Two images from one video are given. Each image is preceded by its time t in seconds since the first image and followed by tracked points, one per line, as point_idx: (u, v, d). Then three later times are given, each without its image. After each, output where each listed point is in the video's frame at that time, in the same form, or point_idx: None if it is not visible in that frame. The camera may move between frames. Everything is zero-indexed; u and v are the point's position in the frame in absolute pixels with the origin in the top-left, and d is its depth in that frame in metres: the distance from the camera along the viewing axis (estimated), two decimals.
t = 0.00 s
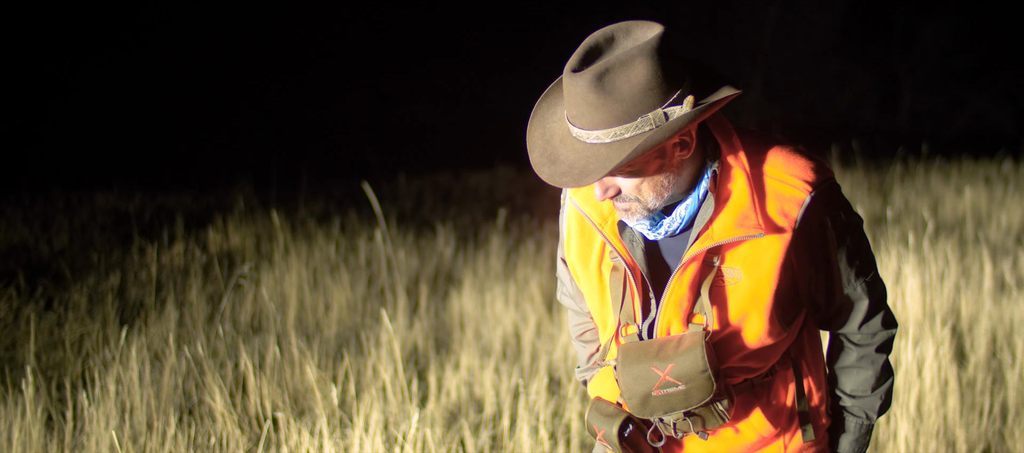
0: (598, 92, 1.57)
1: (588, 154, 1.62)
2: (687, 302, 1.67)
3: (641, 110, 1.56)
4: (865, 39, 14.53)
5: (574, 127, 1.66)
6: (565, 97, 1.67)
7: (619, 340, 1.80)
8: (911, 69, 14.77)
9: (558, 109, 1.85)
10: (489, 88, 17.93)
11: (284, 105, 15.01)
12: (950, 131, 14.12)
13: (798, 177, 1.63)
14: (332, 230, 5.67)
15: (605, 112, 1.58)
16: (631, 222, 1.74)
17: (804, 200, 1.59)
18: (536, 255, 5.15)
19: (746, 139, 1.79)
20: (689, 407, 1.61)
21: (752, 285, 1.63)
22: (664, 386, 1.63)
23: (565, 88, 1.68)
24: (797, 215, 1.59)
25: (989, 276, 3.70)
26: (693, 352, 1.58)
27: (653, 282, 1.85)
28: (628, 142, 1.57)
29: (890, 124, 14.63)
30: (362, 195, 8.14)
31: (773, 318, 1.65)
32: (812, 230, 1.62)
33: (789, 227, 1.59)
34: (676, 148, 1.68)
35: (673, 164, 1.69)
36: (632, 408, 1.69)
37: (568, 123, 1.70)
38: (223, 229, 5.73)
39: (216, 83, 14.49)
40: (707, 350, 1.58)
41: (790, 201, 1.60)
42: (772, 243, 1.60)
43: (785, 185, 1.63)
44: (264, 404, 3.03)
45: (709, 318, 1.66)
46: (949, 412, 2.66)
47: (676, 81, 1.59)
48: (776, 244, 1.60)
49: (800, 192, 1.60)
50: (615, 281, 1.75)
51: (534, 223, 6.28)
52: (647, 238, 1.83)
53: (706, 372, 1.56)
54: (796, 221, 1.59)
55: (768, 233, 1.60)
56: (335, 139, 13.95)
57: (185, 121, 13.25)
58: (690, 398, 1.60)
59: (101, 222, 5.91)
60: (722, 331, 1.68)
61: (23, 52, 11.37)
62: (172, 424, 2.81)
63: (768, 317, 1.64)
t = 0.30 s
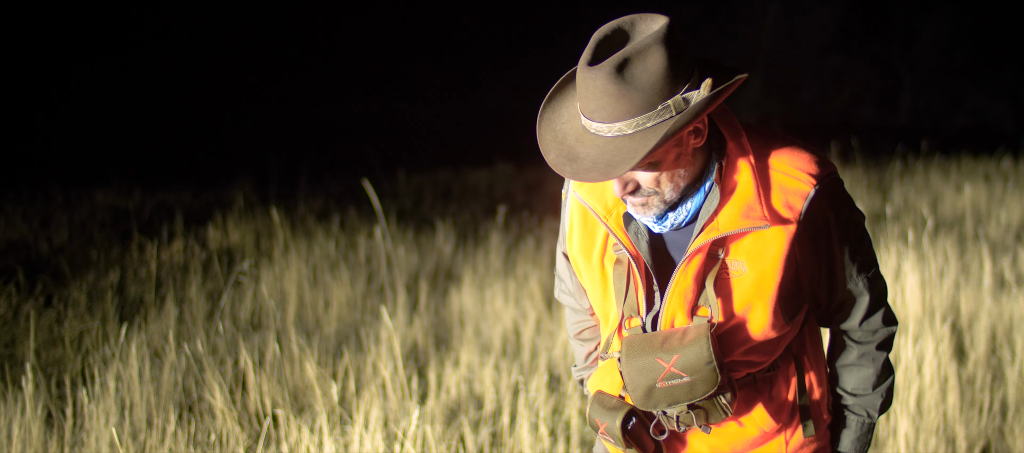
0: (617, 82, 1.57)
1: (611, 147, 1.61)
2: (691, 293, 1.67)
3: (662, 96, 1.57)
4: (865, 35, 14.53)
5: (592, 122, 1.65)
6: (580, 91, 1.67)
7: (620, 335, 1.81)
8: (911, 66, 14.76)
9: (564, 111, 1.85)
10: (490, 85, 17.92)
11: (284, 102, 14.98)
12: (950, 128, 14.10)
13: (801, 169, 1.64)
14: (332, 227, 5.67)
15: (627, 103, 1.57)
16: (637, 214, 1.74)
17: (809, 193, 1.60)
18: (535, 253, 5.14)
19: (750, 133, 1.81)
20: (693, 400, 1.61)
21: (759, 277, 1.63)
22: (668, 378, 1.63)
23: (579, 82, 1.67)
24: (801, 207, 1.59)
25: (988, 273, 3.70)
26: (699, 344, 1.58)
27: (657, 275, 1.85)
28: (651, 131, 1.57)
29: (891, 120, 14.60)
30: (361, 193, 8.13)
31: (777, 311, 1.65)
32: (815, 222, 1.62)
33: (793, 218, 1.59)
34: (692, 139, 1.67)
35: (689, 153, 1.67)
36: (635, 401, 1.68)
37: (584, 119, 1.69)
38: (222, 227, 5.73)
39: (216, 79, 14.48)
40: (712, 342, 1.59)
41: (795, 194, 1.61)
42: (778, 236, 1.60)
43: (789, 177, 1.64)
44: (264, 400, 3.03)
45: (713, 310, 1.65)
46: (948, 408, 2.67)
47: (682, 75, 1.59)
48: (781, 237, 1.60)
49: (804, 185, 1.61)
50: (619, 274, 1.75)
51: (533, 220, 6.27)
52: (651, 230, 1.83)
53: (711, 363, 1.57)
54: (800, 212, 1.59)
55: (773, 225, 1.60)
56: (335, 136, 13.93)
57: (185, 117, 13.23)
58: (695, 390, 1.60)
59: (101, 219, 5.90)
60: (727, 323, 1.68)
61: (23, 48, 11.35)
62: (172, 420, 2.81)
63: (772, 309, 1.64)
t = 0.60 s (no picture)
0: (624, 85, 1.56)
1: (623, 151, 1.60)
2: (695, 291, 1.67)
3: (668, 94, 1.57)
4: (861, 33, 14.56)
5: (600, 127, 1.63)
6: (582, 98, 1.65)
7: (624, 335, 1.81)
8: (907, 63, 14.79)
9: (561, 122, 1.83)
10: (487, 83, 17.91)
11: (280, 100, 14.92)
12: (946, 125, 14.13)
13: (802, 166, 1.65)
14: (329, 226, 5.65)
15: (635, 104, 1.56)
16: (639, 213, 1.74)
17: (811, 189, 1.61)
18: (531, 250, 5.14)
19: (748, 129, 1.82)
20: (700, 398, 1.62)
21: (763, 276, 1.64)
22: (675, 378, 1.63)
23: (580, 88, 1.66)
24: (804, 203, 1.61)
25: (985, 269, 3.71)
26: (705, 342, 1.59)
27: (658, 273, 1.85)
28: (662, 131, 1.57)
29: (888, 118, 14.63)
30: (358, 190, 8.10)
31: (781, 308, 1.66)
32: (817, 219, 1.63)
33: (796, 215, 1.61)
34: (697, 137, 1.68)
35: (693, 151, 1.68)
36: (641, 401, 1.68)
37: (589, 125, 1.67)
38: (219, 225, 5.71)
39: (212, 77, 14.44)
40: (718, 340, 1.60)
41: (797, 191, 1.62)
42: (782, 233, 1.62)
43: (790, 174, 1.65)
44: (262, 399, 3.03)
45: (717, 308, 1.66)
46: (946, 404, 2.68)
47: (679, 75, 1.59)
48: (785, 233, 1.61)
49: (806, 182, 1.62)
50: (621, 274, 1.75)
51: (531, 218, 6.26)
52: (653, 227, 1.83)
53: (718, 361, 1.59)
54: (803, 209, 1.61)
55: (777, 222, 1.62)
56: (331, 133, 13.91)
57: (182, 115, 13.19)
58: (702, 388, 1.62)
59: (97, 217, 5.88)
60: (732, 321, 1.68)
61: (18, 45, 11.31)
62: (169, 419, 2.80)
63: (776, 306, 1.65)
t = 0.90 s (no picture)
0: (623, 83, 1.56)
1: (622, 148, 1.60)
2: (693, 287, 1.67)
3: (666, 92, 1.57)
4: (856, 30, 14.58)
5: (598, 125, 1.63)
6: (580, 96, 1.65)
7: (620, 333, 1.80)
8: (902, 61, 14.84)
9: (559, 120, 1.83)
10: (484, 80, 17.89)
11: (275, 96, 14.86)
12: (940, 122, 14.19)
13: (800, 163, 1.66)
14: (324, 223, 5.64)
15: (633, 102, 1.56)
16: (637, 211, 1.74)
17: (808, 186, 1.62)
18: (526, 247, 5.14)
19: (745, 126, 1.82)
20: (698, 395, 1.63)
21: (761, 273, 1.64)
22: (674, 375, 1.63)
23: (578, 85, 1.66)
24: (801, 200, 1.62)
25: (981, 265, 3.72)
26: (703, 340, 1.59)
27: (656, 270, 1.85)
28: (661, 128, 1.57)
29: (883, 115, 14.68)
30: (353, 187, 8.08)
31: (778, 305, 1.67)
32: (814, 216, 1.64)
33: (793, 211, 1.62)
34: (695, 133, 1.68)
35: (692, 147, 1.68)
36: (640, 399, 1.68)
37: (587, 122, 1.67)
38: (214, 222, 5.69)
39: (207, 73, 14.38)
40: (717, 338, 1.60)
41: (795, 187, 1.63)
42: (779, 230, 1.63)
43: (788, 171, 1.66)
44: (258, 396, 3.02)
45: (716, 305, 1.66)
46: (943, 401, 2.69)
47: (677, 73, 1.59)
48: (782, 230, 1.62)
49: (803, 178, 1.63)
50: (619, 271, 1.75)
51: (526, 215, 6.26)
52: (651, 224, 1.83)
53: (716, 358, 1.59)
54: (800, 205, 1.61)
55: (775, 219, 1.62)
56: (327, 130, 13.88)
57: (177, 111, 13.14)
58: (700, 386, 1.62)
59: (92, 215, 5.84)
60: (730, 317, 1.68)
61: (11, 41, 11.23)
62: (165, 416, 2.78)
63: (774, 302, 1.66)
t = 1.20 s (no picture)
0: (631, 49, 1.57)
1: (630, 114, 1.59)
2: (690, 276, 1.67)
3: (672, 60, 1.59)
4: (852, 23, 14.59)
5: (604, 94, 1.63)
6: (586, 66, 1.66)
7: (620, 322, 1.81)
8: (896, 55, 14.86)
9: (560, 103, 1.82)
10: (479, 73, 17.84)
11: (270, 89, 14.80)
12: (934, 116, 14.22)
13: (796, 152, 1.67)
14: (319, 217, 5.63)
15: (641, 68, 1.58)
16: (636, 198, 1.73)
17: (805, 175, 1.63)
18: (522, 241, 5.13)
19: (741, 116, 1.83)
20: (696, 384, 1.63)
21: (759, 260, 1.65)
22: (672, 363, 1.64)
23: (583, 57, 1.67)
24: (798, 188, 1.63)
25: (976, 261, 3.72)
26: (701, 327, 1.60)
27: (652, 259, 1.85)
28: (669, 94, 1.57)
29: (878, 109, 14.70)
30: (348, 181, 8.05)
31: (776, 293, 1.67)
32: (812, 209, 1.65)
33: (790, 200, 1.62)
34: (695, 113, 1.67)
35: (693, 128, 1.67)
36: (638, 387, 1.68)
37: (592, 94, 1.67)
38: (208, 216, 5.66)
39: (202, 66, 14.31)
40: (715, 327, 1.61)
41: (791, 176, 1.64)
42: (775, 218, 1.63)
43: (785, 160, 1.66)
44: (253, 390, 3.01)
45: (713, 293, 1.66)
46: (938, 395, 2.70)
47: (682, 47, 1.61)
48: (780, 218, 1.63)
49: (801, 168, 1.64)
50: (616, 261, 1.75)
51: (522, 209, 6.24)
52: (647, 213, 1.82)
53: (715, 345, 1.60)
54: (797, 194, 1.62)
55: (772, 207, 1.63)
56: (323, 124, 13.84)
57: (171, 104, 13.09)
58: (698, 374, 1.62)
59: (86, 209, 5.80)
60: (728, 306, 1.68)
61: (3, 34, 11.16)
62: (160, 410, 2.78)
63: (771, 290, 1.66)
